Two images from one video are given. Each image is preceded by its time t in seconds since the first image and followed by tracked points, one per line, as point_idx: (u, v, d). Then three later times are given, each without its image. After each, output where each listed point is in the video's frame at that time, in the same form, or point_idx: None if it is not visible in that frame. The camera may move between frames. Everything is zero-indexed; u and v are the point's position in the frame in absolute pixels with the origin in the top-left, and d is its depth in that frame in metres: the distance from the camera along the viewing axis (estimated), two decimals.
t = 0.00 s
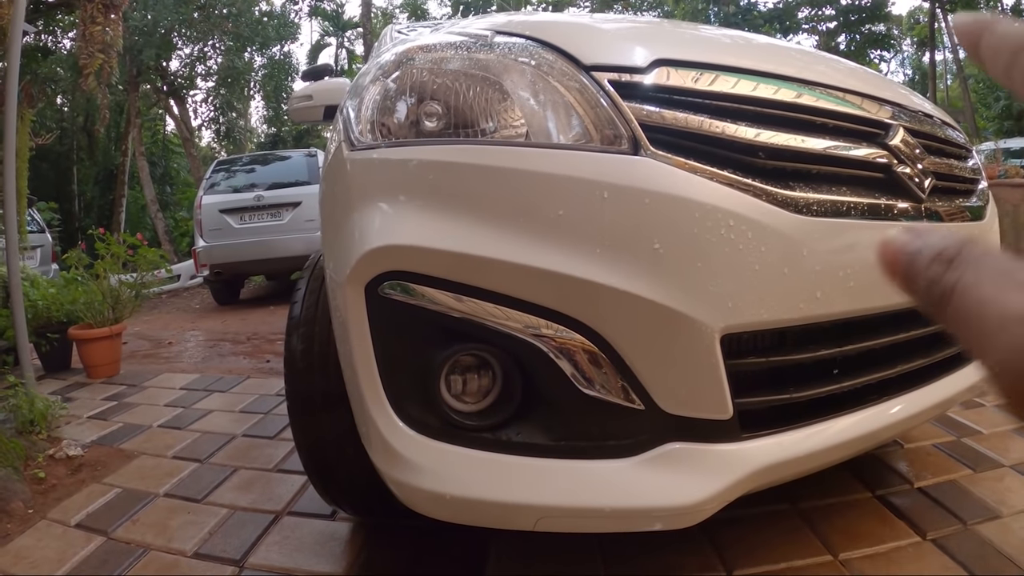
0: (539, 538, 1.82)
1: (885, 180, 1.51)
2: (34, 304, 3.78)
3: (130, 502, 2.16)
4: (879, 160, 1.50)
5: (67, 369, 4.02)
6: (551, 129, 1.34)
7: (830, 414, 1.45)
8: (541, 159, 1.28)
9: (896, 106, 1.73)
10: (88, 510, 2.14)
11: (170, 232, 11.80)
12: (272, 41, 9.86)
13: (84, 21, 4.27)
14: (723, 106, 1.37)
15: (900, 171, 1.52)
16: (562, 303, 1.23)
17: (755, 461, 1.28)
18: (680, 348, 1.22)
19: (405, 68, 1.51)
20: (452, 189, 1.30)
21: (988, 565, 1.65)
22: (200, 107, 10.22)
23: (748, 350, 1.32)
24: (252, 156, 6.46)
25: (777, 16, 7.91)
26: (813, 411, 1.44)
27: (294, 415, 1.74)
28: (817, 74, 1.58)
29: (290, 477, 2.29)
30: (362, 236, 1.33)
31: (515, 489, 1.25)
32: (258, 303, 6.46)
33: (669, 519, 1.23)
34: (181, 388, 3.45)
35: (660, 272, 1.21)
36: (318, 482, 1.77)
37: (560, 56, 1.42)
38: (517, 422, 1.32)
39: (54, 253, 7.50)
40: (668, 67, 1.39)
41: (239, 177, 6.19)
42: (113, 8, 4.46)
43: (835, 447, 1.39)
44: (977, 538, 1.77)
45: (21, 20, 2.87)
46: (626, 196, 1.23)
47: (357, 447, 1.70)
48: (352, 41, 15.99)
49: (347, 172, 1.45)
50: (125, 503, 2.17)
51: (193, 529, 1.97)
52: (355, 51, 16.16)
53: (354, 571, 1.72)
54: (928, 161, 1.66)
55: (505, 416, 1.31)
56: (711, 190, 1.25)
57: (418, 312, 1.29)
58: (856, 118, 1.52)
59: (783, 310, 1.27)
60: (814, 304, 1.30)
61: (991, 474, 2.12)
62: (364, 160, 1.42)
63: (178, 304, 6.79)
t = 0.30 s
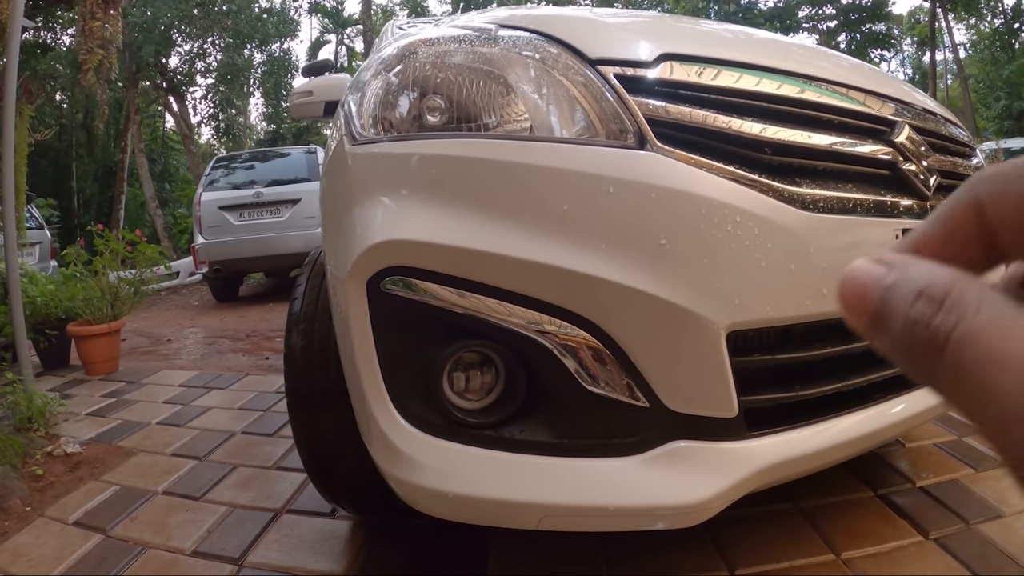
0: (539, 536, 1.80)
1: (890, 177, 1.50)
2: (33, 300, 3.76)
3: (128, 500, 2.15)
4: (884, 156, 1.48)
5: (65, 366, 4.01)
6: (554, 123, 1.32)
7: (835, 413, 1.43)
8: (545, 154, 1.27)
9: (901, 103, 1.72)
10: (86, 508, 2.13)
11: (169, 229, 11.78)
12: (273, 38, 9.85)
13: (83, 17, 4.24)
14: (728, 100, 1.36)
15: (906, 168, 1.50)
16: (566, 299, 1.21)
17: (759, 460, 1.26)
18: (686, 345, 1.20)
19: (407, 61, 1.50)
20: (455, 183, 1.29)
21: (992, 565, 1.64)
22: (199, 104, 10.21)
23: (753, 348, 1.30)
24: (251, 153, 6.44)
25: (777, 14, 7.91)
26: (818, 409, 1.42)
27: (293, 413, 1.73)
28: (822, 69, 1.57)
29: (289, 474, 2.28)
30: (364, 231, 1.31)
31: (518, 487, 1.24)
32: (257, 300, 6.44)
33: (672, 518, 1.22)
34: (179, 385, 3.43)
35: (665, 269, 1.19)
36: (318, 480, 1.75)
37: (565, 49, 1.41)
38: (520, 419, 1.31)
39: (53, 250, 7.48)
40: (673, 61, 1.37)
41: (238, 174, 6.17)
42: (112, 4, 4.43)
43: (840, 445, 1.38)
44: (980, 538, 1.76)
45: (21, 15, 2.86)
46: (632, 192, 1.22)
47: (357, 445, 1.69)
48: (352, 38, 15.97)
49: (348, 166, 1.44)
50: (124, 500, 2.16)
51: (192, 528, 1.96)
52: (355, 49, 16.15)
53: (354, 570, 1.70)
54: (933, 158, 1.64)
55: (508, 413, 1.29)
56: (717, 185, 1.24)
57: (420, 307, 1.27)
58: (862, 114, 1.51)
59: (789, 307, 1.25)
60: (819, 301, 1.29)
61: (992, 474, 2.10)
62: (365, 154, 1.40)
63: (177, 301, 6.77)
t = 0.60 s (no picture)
0: (538, 534, 1.79)
1: (891, 172, 1.49)
2: (32, 297, 3.76)
3: (127, 496, 2.15)
4: (885, 151, 1.47)
5: (65, 363, 4.00)
6: (553, 116, 1.31)
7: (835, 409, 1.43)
8: (544, 147, 1.26)
9: (902, 98, 1.71)
10: (85, 504, 2.12)
11: (170, 227, 11.77)
12: (273, 36, 9.83)
13: (82, 13, 4.23)
14: (728, 94, 1.35)
15: (906, 163, 1.49)
16: (565, 294, 1.20)
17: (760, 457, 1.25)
18: (685, 339, 1.19)
19: (405, 55, 1.49)
20: (452, 177, 1.28)
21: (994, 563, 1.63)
22: (200, 102, 10.19)
23: (753, 343, 1.29)
24: (251, 151, 6.44)
25: (779, 12, 7.88)
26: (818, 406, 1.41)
27: (291, 409, 1.72)
28: (823, 64, 1.56)
29: (287, 471, 2.27)
30: (362, 225, 1.30)
31: (516, 482, 1.23)
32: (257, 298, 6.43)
33: (672, 515, 1.21)
34: (179, 382, 3.43)
35: (665, 262, 1.19)
36: (316, 477, 1.75)
37: (564, 43, 1.40)
38: (519, 414, 1.30)
39: (53, 248, 7.47)
40: (673, 54, 1.36)
41: (238, 171, 6.16)
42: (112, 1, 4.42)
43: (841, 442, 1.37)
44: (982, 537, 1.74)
45: (20, 12, 2.86)
46: (631, 185, 1.21)
47: (355, 442, 1.68)
48: (352, 36, 15.95)
49: (345, 160, 1.43)
50: (122, 497, 2.15)
51: (190, 524, 1.95)
52: (355, 47, 16.12)
53: (352, 567, 1.69)
54: (934, 153, 1.63)
55: (507, 409, 1.29)
56: (717, 178, 1.23)
57: (418, 301, 1.27)
58: (863, 109, 1.50)
59: (789, 302, 1.24)
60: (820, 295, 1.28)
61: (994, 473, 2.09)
62: (363, 148, 1.40)
63: (177, 299, 6.76)
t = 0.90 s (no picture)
0: (536, 532, 1.79)
1: (890, 169, 1.49)
2: (32, 295, 3.76)
3: (127, 494, 2.15)
4: (884, 147, 1.47)
5: (65, 361, 4.00)
6: (552, 112, 1.31)
7: (834, 405, 1.42)
8: (543, 143, 1.26)
9: (901, 95, 1.71)
10: (84, 501, 2.12)
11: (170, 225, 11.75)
12: (274, 34, 9.82)
13: (82, 11, 4.22)
14: (727, 90, 1.35)
15: (905, 159, 1.49)
16: (564, 289, 1.20)
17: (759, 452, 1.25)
18: (684, 334, 1.19)
19: (404, 52, 1.49)
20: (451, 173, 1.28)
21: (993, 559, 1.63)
22: (200, 100, 10.18)
23: (752, 339, 1.29)
24: (251, 149, 6.44)
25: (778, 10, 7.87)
26: (817, 402, 1.41)
27: (290, 406, 1.72)
28: (822, 61, 1.56)
29: (287, 468, 2.27)
30: (360, 221, 1.30)
31: (515, 479, 1.23)
32: (257, 296, 6.43)
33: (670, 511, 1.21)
34: (178, 380, 3.42)
35: (663, 258, 1.19)
36: (315, 474, 1.75)
37: (563, 39, 1.40)
38: (518, 411, 1.30)
39: (53, 246, 7.46)
40: (672, 50, 1.36)
41: (238, 169, 6.16)
42: None
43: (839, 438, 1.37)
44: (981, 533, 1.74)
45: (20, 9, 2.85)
46: (631, 181, 1.21)
47: (354, 439, 1.68)
48: (352, 35, 15.94)
49: (344, 157, 1.43)
50: (122, 494, 2.15)
51: (189, 521, 1.95)
52: (355, 45, 16.12)
53: (350, 563, 1.69)
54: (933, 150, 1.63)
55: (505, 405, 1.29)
56: (715, 174, 1.23)
57: (416, 297, 1.27)
58: (861, 105, 1.50)
59: (788, 298, 1.24)
60: (819, 291, 1.28)
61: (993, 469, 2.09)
62: (361, 144, 1.40)
63: (176, 297, 6.76)
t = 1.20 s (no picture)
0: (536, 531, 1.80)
1: (889, 170, 1.49)
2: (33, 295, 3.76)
3: (128, 493, 2.15)
4: (883, 149, 1.47)
5: (66, 361, 4.01)
6: (553, 114, 1.32)
7: (832, 405, 1.43)
8: (543, 145, 1.26)
9: (901, 96, 1.71)
10: (86, 501, 2.13)
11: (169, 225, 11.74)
12: (274, 33, 9.81)
13: (83, 11, 4.21)
14: (726, 92, 1.35)
15: (904, 161, 1.50)
16: (564, 290, 1.21)
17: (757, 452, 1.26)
18: (683, 335, 1.20)
19: (404, 53, 1.49)
20: (452, 174, 1.28)
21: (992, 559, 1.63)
22: (199, 99, 10.16)
23: (751, 340, 1.30)
24: (251, 148, 6.44)
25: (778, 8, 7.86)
26: (816, 402, 1.42)
27: (291, 405, 1.72)
28: (821, 62, 1.56)
29: (288, 468, 2.28)
30: (361, 222, 1.31)
31: (515, 479, 1.24)
32: (257, 295, 6.43)
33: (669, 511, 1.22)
34: (179, 380, 3.43)
35: (663, 259, 1.19)
36: (316, 474, 1.75)
37: (563, 40, 1.40)
38: (518, 411, 1.31)
39: (53, 246, 7.45)
40: (671, 52, 1.37)
41: (238, 169, 6.16)
42: None
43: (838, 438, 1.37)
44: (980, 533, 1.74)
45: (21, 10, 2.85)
46: (630, 182, 1.21)
47: (355, 438, 1.69)
48: (352, 34, 15.93)
49: (345, 158, 1.44)
50: (123, 494, 2.16)
51: (191, 521, 1.96)
52: (355, 44, 16.11)
53: (351, 562, 1.70)
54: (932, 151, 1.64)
55: (506, 405, 1.29)
56: (715, 175, 1.23)
57: (417, 298, 1.27)
58: (860, 107, 1.51)
59: (787, 299, 1.25)
60: (818, 292, 1.28)
61: (992, 469, 2.09)
62: (362, 146, 1.40)
63: (177, 297, 6.76)
